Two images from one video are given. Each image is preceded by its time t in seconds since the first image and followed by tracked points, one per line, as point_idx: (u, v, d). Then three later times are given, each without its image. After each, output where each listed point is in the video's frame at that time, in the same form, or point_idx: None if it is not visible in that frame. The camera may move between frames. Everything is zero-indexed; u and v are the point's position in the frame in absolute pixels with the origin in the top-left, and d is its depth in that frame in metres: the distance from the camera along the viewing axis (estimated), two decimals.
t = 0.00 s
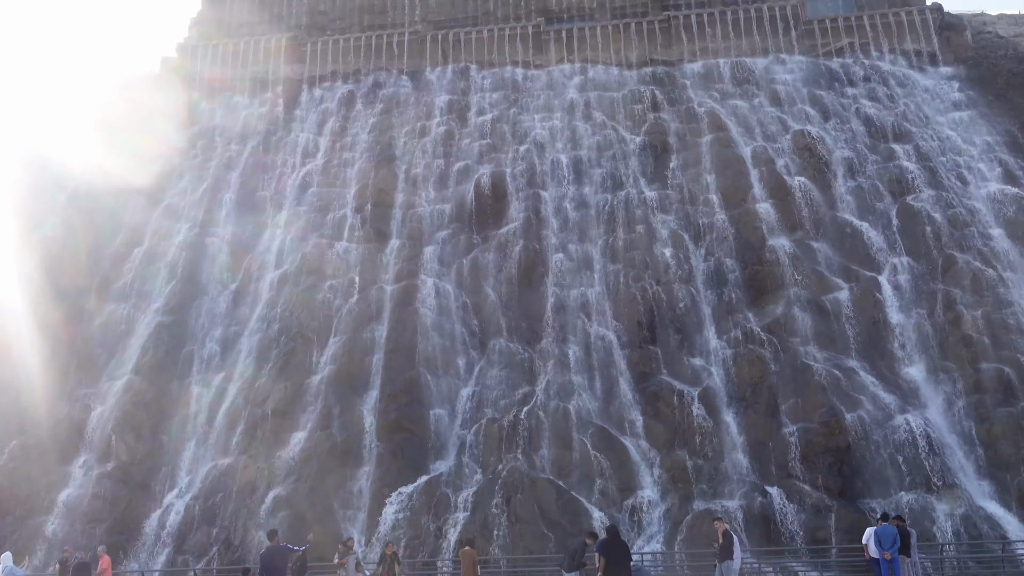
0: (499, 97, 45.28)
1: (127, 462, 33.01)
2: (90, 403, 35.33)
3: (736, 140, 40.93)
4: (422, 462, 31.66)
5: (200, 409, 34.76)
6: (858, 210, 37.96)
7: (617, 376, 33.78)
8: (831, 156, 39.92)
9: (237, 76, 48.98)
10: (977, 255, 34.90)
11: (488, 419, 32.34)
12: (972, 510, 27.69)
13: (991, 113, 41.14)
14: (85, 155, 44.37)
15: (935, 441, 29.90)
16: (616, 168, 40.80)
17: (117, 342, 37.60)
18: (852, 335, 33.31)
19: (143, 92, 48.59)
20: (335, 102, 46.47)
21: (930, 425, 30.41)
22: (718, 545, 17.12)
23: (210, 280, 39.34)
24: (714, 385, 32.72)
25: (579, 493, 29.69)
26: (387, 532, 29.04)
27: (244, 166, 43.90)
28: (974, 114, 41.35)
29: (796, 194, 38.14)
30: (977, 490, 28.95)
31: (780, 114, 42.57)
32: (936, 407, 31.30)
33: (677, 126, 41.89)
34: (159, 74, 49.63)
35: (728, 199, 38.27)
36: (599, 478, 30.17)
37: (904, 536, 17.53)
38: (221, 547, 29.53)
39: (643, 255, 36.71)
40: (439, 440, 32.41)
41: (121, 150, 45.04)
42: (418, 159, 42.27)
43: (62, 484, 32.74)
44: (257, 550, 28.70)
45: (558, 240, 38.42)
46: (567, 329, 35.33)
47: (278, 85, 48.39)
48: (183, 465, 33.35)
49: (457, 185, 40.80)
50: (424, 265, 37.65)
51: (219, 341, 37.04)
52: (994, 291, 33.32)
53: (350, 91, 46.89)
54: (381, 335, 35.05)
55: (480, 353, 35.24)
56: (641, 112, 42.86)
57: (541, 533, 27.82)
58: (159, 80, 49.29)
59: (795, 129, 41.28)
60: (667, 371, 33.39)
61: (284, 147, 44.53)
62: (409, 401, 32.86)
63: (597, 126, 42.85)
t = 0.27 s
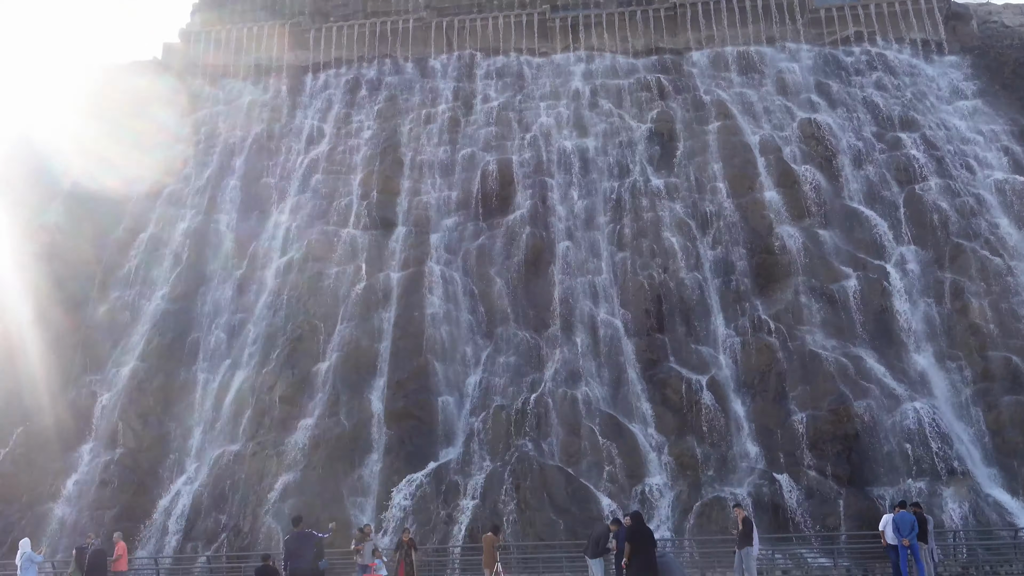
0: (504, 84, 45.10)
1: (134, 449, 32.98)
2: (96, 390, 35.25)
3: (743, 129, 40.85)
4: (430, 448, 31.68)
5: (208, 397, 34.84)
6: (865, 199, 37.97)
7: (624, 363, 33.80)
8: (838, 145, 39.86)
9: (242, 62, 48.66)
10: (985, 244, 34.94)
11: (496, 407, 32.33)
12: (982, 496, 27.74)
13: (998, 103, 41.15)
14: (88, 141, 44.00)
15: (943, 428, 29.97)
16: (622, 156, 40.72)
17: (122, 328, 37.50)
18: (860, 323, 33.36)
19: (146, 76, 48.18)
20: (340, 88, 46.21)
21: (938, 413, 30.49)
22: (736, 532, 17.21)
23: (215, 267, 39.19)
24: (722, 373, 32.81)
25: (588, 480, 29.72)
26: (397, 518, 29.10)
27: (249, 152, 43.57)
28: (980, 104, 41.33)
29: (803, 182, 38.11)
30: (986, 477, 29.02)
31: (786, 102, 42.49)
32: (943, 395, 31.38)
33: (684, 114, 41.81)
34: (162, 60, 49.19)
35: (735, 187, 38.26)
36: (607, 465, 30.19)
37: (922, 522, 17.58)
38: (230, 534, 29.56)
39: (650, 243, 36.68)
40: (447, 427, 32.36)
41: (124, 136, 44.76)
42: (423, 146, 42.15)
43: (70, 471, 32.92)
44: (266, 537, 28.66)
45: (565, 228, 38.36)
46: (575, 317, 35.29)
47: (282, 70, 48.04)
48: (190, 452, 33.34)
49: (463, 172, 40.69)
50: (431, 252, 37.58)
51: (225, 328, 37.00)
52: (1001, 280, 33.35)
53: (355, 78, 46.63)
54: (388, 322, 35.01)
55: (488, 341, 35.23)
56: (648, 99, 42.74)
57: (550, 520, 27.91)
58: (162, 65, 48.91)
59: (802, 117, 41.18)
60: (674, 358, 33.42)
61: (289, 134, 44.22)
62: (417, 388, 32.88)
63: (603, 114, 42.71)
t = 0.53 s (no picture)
0: (510, 66, 44.80)
1: (140, 429, 32.89)
2: (101, 370, 35.07)
3: (750, 112, 40.73)
4: (437, 430, 31.73)
5: (213, 377, 34.83)
6: (872, 184, 37.96)
7: (631, 346, 33.85)
8: (845, 129, 39.77)
9: (245, 40, 48.04)
10: (992, 230, 35.00)
11: (503, 389, 32.28)
12: (989, 481, 27.86)
13: (1005, 88, 41.14)
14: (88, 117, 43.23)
15: (950, 412, 30.07)
16: (629, 139, 40.57)
17: (126, 308, 37.33)
18: (867, 308, 33.40)
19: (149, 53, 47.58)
20: (344, 68, 45.84)
21: (945, 397, 30.58)
22: (756, 514, 17.15)
23: (219, 247, 38.95)
24: (729, 356, 32.88)
25: (596, 462, 29.75)
26: (406, 500, 29.08)
27: (253, 132, 43.17)
28: (987, 90, 41.28)
29: (811, 166, 38.05)
30: (992, 461, 29.14)
31: (793, 86, 42.38)
32: (950, 380, 31.45)
33: (691, 97, 41.66)
34: (166, 39, 48.69)
35: (742, 171, 38.24)
36: (615, 447, 30.22)
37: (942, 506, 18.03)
38: (238, 514, 29.56)
39: (657, 227, 36.63)
40: (454, 409, 32.44)
41: (126, 110, 44.09)
42: (429, 128, 41.96)
43: (75, 450, 32.85)
44: (274, 519, 28.56)
45: (571, 211, 38.25)
46: (582, 300, 35.28)
47: (285, 49, 47.57)
48: (196, 432, 33.33)
49: (469, 154, 40.52)
50: (437, 234, 37.46)
51: (231, 308, 36.87)
52: (1009, 265, 33.41)
53: (359, 57, 46.22)
54: (395, 304, 34.91)
55: (494, 323, 35.18)
56: (654, 82, 42.57)
57: (559, 502, 27.90)
58: (165, 45, 48.42)
59: (809, 101, 41.05)
60: (681, 342, 33.44)
61: (292, 117, 43.65)
62: (425, 369, 32.92)
63: (609, 96, 42.52)
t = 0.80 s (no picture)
0: (515, 48, 44.46)
1: (144, 410, 32.78)
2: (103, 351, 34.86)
3: (756, 98, 40.57)
4: (443, 413, 31.80)
5: (218, 358, 34.70)
6: (878, 170, 37.92)
7: (637, 331, 33.84)
8: (851, 115, 39.68)
9: (247, 18, 47.42)
10: (997, 217, 35.02)
11: (509, 372, 32.21)
12: (994, 467, 28.02)
13: (1011, 76, 41.08)
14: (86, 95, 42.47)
15: (955, 399, 30.15)
16: (635, 123, 40.39)
17: (129, 290, 37.14)
18: (873, 294, 33.42)
19: (150, 27, 46.73)
20: (347, 48, 45.40)
21: (949, 384, 30.68)
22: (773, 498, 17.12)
23: (222, 228, 38.73)
24: (735, 342, 32.95)
25: (602, 446, 29.77)
26: (412, 482, 29.03)
27: (255, 112, 42.71)
28: (993, 77, 41.24)
29: (816, 153, 38.01)
30: (996, 448, 29.31)
31: (800, 71, 42.22)
32: (955, 367, 31.55)
33: (697, 81, 41.47)
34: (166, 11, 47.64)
35: (748, 156, 38.17)
36: (621, 431, 30.26)
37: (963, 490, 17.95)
38: (244, 495, 29.55)
39: (663, 211, 36.55)
40: (459, 392, 32.50)
41: (127, 86, 43.41)
42: (433, 109, 41.69)
43: (79, 430, 32.77)
44: (280, 500, 28.56)
45: (577, 194, 38.09)
46: (587, 284, 35.23)
47: (287, 29, 47.04)
48: (200, 413, 33.26)
49: (473, 137, 40.30)
50: (442, 216, 37.31)
51: (234, 289, 36.71)
52: (1014, 253, 33.45)
53: (362, 38, 45.74)
54: (400, 286, 34.81)
55: (500, 307, 35.12)
56: (660, 66, 42.38)
57: (565, 485, 28.04)
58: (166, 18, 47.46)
59: (816, 87, 40.90)
60: (687, 327, 33.55)
61: (294, 96, 43.33)
62: (431, 353, 33.06)
63: (615, 80, 42.29)
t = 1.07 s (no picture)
0: (518, 32, 44.15)
1: (147, 392, 32.75)
2: (106, 334, 34.80)
3: (761, 84, 40.45)
4: (447, 398, 31.83)
5: (221, 342, 34.67)
6: (881, 158, 37.91)
7: (640, 317, 33.88)
8: (856, 103, 39.59)
9: None
10: (1000, 206, 35.05)
11: (513, 357, 32.23)
12: (996, 455, 28.19)
13: (1015, 65, 41.04)
14: (85, 77, 41.92)
15: (958, 387, 30.27)
16: (639, 109, 40.26)
17: (131, 272, 37.05)
18: (877, 282, 33.48)
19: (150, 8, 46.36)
20: (349, 31, 45.04)
21: (953, 372, 30.80)
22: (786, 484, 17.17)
23: (225, 211, 38.59)
24: (739, 328, 32.98)
25: (607, 431, 29.85)
26: (418, 465, 29.20)
27: (257, 95, 42.41)
28: (997, 65, 41.17)
29: (821, 140, 37.96)
30: (998, 436, 29.48)
31: (804, 58, 42.09)
32: (958, 355, 31.70)
33: (701, 67, 41.33)
34: None
35: (752, 143, 38.11)
36: (625, 417, 30.33)
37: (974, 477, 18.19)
38: (249, 478, 29.54)
39: (667, 197, 36.50)
40: (463, 377, 32.48)
41: (128, 69, 43.19)
42: (436, 93, 41.48)
43: (82, 413, 32.67)
44: (285, 483, 28.57)
45: (581, 179, 37.97)
46: (591, 270, 35.21)
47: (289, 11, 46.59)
48: (203, 397, 33.24)
49: (477, 121, 40.12)
50: (446, 201, 37.20)
51: (237, 273, 36.62)
52: (1017, 242, 33.51)
53: (364, 20, 45.36)
54: (404, 270, 34.76)
55: (503, 292, 35.10)
56: (665, 52, 42.21)
57: (570, 470, 28.01)
58: None
59: (820, 74, 40.79)
60: (691, 313, 33.56)
61: (297, 78, 43.04)
62: (435, 337, 32.94)
63: (619, 65, 42.12)
